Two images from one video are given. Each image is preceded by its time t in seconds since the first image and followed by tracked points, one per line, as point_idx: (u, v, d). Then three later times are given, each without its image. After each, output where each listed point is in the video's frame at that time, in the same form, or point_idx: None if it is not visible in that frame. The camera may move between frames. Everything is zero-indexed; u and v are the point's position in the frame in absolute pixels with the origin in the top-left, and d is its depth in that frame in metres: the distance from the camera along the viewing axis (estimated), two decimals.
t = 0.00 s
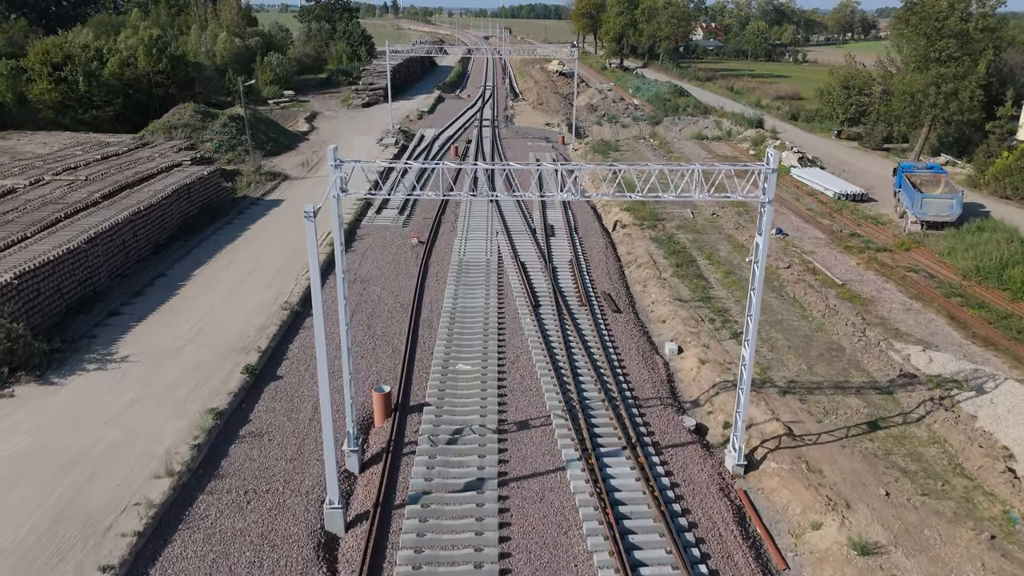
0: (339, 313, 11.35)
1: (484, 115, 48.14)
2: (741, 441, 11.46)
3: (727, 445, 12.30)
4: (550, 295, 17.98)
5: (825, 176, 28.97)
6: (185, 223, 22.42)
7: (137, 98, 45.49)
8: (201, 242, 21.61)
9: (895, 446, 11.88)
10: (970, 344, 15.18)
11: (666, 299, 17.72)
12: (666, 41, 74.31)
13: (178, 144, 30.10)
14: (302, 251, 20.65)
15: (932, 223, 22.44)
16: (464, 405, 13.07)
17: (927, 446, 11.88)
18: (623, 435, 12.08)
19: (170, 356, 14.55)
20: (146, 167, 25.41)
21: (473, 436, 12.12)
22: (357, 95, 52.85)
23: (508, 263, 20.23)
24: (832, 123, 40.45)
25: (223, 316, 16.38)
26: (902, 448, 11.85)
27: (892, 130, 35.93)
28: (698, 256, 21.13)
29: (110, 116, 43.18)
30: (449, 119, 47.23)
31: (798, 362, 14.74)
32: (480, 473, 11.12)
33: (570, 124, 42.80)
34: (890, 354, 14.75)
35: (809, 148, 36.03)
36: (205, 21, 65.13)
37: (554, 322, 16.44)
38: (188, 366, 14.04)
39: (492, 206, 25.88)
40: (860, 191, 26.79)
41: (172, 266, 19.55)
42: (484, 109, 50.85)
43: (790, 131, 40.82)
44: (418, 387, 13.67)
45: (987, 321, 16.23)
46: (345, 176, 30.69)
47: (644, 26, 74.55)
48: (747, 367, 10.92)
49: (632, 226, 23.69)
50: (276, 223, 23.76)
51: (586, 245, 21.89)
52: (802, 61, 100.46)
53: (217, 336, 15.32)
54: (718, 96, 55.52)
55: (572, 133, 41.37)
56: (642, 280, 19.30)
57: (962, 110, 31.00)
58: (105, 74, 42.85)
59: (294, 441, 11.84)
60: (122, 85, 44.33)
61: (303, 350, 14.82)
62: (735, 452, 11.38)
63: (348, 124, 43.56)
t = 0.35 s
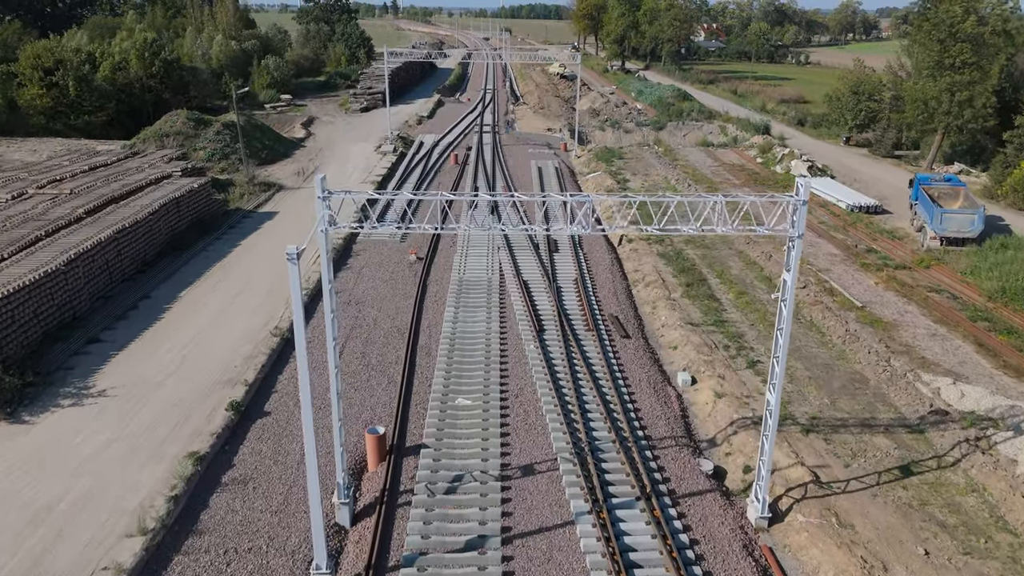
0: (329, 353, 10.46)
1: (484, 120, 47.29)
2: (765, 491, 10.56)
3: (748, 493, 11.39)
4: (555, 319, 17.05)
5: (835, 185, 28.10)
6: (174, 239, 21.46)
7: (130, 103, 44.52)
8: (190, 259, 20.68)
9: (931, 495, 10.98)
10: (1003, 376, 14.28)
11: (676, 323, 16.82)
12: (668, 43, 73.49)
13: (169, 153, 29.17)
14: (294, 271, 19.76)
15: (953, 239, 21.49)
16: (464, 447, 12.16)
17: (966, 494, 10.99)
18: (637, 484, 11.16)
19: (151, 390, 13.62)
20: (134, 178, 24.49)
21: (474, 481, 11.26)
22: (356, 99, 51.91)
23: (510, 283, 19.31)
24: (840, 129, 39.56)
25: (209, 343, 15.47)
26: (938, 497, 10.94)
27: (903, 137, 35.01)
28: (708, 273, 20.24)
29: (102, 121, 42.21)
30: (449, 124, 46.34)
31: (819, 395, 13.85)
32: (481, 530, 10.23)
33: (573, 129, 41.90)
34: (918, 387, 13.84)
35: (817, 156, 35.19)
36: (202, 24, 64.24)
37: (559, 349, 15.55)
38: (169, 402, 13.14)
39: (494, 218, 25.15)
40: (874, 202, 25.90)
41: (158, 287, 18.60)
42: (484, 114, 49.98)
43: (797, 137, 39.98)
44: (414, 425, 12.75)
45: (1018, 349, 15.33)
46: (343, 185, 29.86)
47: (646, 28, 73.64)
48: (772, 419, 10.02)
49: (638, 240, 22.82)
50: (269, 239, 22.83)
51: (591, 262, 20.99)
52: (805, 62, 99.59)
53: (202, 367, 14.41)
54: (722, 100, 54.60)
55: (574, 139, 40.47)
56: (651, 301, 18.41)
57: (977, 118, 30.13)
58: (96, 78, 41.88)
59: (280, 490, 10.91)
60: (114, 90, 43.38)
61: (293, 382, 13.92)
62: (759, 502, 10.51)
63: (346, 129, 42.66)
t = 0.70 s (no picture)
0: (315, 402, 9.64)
1: (485, 125, 46.40)
2: (795, 551, 9.65)
3: (774, 549, 10.51)
4: (560, 344, 16.12)
5: (847, 197, 27.20)
6: (161, 257, 20.51)
7: (124, 108, 43.58)
8: (179, 278, 19.80)
9: (974, 553, 10.08)
10: None
11: (689, 350, 15.91)
12: (671, 46, 72.62)
13: (159, 163, 28.26)
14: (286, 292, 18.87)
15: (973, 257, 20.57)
16: (465, 497, 11.26)
17: (1012, 551, 10.10)
18: (654, 541, 10.26)
19: (129, 430, 12.70)
20: (122, 190, 23.61)
21: (477, 535, 10.41)
22: (354, 104, 51.00)
23: (513, 303, 18.39)
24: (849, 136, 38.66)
25: (194, 374, 14.58)
26: (982, 555, 10.05)
27: (914, 144, 34.11)
28: (720, 293, 19.33)
29: (94, 127, 41.30)
30: (449, 129, 45.46)
31: (845, 433, 12.95)
32: None
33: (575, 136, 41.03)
34: (951, 426, 12.96)
35: (826, 164, 34.30)
36: (199, 27, 63.32)
37: (565, 380, 14.61)
38: (148, 443, 12.27)
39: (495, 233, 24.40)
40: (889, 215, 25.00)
41: (142, 310, 17.66)
42: (485, 119, 49.08)
43: (805, 144, 39.09)
44: (410, 471, 11.85)
45: None
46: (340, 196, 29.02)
47: (648, 30, 72.60)
48: (804, 476, 9.11)
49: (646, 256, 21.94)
50: (261, 256, 21.90)
51: (597, 280, 20.13)
52: (807, 64, 98.66)
53: (185, 403, 13.49)
54: (726, 105, 53.63)
55: (576, 146, 39.54)
56: (662, 323, 17.50)
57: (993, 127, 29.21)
58: (88, 83, 40.94)
59: (265, 547, 10.02)
60: (107, 96, 42.45)
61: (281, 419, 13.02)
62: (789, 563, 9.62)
63: (343, 135, 41.76)
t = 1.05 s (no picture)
0: (298, 458, 8.83)
1: (484, 131, 45.52)
2: None
3: None
4: (566, 373, 15.23)
5: (859, 208, 26.31)
6: (147, 275, 19.62)
7: (116, 113, 42.59)
8: (166, 298, 18.92)
9: None
10: None
11: (702, 380, 15.04)
12: (673, 49, 71.69)
13: (149, 173, 27.34)
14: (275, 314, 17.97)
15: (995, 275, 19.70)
16: (465, 554, 10.40)
17: None
18: None
19: (103, 474, 11.82)
20: (109, 203, 22.71)
21: None
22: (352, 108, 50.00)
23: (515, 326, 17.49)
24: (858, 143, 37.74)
25: (176, 409, 13.69)
26: None
27: (926, 152, 33.23)
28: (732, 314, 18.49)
29: (86, 133, 40.32)
30: (448, 134, 44.58)
31: (873, 475, 12.11)
32: None
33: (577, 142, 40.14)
34: (986, 468, 12.16)
35: (835, 172, 33.41)
36: (194, 29, 62.27)
37: (572, 415, 13.70)
38: (124, 490, 11.41)
39: (496, 248, 23.62)
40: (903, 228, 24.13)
41: (125, 335, 16.77)
42: (485, 124, 48.18)
43: (812, 151, 38.21)
44: (403, 523, 10.95)
45: None
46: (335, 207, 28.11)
47: (650, 31, 71.59)
48: (841, 545, 8.64)
49: (654, 274, 21.11)
50: (252, 272, 21.04)
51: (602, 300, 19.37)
52: (810, 66, 97.73)
53: (165, 442, 12.61)
54: (730, 109, 52.72)
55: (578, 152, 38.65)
56: (672, 348, 16.64)
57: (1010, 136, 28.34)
58: (80, 89, 39.96)
59: None
60: (99, 101, 41.46)
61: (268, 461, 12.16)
62: None
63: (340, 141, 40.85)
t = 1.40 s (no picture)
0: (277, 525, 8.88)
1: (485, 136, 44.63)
2: None
3: None
4: (573, 404, 14.32)
5: (874, 219, 25.41)
6: (132, 295, 18.71)
7: (108, 119, 41.62)
8: (151, 319, 18.01)
9: None
10: None
11: (717, 411, 14.12)
12: (676, 51, 70.76)
13: (138, 183, 26.44)
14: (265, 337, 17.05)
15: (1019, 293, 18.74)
16: None
17: None
18: None
19: (72, 524, 10.88)
20: (95, 217, 21.84)
21: None
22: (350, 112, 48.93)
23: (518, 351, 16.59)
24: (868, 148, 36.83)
25: (156, 446, 12.79)
26: None
27: (939, 159, 32.33)
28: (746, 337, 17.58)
29: (77, 139, 39.35)
30: (448, 140, 43.70)
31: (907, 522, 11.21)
32: None
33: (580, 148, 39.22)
34: None
35: (846, 180, 32.50)
36: (190, 32, 61.32)
37: (581, 453, 12.81)
38: (96, 541, 10.51)
39: (498, 263, 22.68)
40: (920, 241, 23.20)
41: (106, 361, 15.86)
42: (485, 130, 47.27)
43: (821, 157, 37.31)
44: None
45: None
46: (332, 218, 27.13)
47: (652, 34, 70.69)
48: None
49: (662, 290, 20.24)
50: (242, 291, 20.14)
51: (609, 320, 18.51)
52: (813, 67, 96.76)
53: (141, 486, 11.70)
54: (735, 113, 51.81)
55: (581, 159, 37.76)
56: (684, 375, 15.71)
57: None
58: (71, 94, 39.00)
59: None
60: (91, 107, 40.49)
61: (253, 506, 11.26)
62: None
63: (338, 148, 39.92)
